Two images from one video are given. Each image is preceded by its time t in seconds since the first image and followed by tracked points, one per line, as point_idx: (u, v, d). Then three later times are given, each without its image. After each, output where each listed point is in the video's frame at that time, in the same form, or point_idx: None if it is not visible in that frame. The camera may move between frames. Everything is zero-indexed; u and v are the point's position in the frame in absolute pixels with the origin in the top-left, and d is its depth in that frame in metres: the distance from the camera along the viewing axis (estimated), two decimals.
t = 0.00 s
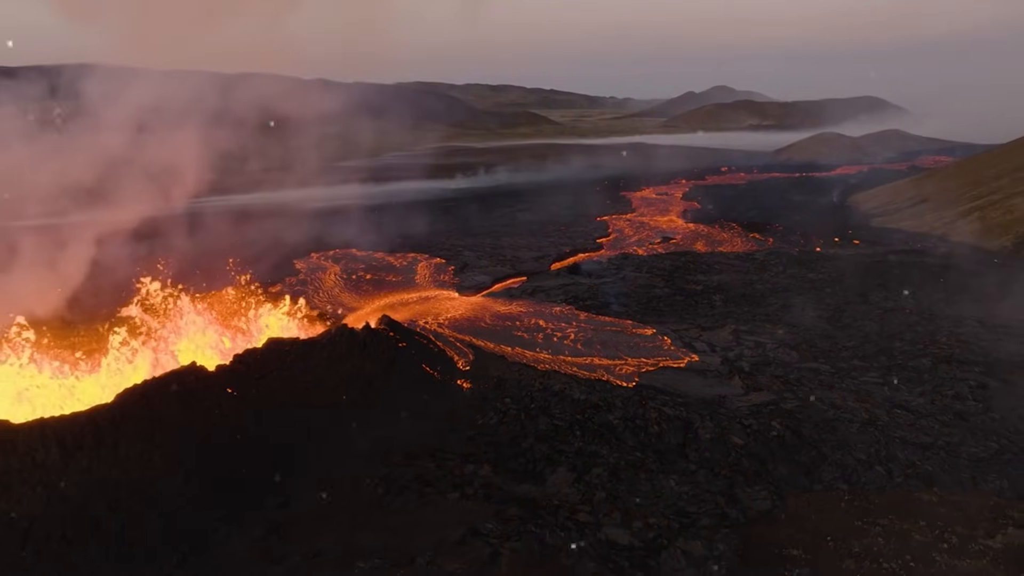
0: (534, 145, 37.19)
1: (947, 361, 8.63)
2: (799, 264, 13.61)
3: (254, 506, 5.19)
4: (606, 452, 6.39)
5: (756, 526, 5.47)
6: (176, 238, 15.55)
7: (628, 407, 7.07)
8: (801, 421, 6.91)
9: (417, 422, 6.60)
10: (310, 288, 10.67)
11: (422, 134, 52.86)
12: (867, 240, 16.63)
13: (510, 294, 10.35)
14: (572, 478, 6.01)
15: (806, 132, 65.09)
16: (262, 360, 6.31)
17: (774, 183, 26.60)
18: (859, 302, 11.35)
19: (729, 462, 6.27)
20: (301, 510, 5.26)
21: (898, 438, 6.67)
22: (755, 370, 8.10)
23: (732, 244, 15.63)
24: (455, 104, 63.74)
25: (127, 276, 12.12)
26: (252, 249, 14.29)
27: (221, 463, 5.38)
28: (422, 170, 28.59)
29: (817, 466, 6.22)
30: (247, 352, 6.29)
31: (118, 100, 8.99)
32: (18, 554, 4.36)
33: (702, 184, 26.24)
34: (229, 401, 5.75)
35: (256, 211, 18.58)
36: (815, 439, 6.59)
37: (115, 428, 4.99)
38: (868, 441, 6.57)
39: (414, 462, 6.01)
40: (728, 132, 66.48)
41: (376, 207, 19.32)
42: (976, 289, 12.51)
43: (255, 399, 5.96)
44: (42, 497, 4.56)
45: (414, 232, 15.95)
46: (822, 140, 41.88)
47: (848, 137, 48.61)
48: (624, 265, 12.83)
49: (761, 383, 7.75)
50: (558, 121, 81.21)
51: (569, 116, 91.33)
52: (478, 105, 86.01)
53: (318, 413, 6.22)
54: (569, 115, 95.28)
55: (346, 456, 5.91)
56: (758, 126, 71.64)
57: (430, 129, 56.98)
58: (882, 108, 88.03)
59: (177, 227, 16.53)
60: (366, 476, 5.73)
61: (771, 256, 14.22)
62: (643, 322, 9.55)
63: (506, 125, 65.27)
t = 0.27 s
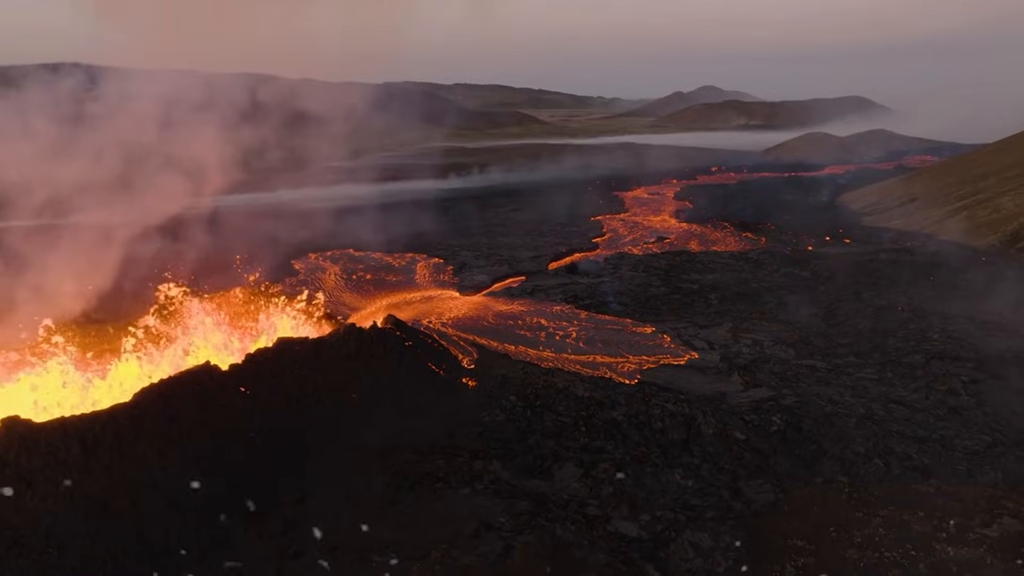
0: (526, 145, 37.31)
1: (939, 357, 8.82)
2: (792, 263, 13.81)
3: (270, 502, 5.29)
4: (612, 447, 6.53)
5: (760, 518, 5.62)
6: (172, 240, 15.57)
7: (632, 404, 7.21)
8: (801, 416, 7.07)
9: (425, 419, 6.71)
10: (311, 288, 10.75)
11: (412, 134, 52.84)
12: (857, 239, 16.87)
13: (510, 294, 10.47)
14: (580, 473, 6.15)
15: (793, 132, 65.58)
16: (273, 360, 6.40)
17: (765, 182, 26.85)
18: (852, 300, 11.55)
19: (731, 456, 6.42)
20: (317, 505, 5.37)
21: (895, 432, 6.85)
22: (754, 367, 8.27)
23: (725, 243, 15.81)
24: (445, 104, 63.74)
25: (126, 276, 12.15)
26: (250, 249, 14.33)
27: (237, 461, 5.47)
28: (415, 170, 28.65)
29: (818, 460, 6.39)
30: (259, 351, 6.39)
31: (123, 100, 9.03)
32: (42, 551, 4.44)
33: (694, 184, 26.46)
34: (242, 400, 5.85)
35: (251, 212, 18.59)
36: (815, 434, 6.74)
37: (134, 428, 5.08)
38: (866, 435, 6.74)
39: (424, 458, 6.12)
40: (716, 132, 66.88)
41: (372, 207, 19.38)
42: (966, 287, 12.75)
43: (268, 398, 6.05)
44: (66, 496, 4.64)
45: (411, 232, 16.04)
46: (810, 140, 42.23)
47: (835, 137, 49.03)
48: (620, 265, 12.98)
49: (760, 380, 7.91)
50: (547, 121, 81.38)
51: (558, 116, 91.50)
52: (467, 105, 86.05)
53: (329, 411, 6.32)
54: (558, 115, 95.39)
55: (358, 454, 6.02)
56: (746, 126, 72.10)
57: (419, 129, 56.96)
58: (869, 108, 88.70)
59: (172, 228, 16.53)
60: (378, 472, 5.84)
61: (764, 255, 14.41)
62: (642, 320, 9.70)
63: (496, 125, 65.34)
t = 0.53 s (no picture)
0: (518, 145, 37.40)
1: (933, 354, 9.00)
2: (786, 262, 13.98)
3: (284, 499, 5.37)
4: (617, 444, 6.64)
5: (764, 511, 5.74)
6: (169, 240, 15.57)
7: (635, 401, 7.33)
8: (801, 412, 7.21)
9: (433, 417, 6.79)
10: (312, 288, 10.80)
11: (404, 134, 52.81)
12: (850, 238, 17.06)
13: (511, 293, 10.56)
14: (587, 469, 6.25)
15: (783, 131, 66.00)
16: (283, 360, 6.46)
17: (756, 182, 27.07)
18: (847, 298, 11.72)
19: (734, 452, 6.55)
20: (330, 502, 5.45)
21: (893, 427, 6.99)
22: (753, 364, 8.40)
23: (720, 243, 15.96)
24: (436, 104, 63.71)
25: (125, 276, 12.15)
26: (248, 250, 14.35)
27: (250, 459, 5.55)
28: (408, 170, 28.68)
29: (818, 455, 6.52)
30: (268, 351, 6.45)
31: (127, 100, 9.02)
32: (63, 549, 4.49)
33: (686, 183, 26.63)
34: (254, 399, 5.92)
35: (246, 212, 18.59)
36: (815, 430, 6.88)
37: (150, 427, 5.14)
38: (865, 430, 6.88)
39: (433, 455, 6.21)
40: (706, 132, 67.21)
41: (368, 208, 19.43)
42: (957, 285, 12.96)
43: (278, 397, 6.12)
44: (85, 494, 4.69)
45: (408, 232, 16.09)
46: (800, 140, 42.55)
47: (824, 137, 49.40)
48: (618, 264, 13.10)
49: (760, 377, 8.04)
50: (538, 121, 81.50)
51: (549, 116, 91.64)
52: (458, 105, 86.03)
53: (338, 410, 6.40)
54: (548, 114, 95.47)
55: (368, 452, 6.10)
56: (736, 126, 72.49)
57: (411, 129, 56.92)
58: (856, 108, 89.32)
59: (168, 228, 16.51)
60: (389, 470, 5.92)
61: (759, 254, 14.57)
62: (642, 319, 9.82)
63: (487, 125, 65.39)
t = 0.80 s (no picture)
0: (510, 145, 37.48)
1: (927, 350, 9.18)
2: (780, 261, 14.16)
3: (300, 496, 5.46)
4: (623, 440, 6.77)
5: (768, 504, 5.89)
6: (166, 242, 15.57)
7: (638, 398, 7.46)
8: (800, 407, 7.37)
9: (441, 415, 6.90)
10: (313, 288, 10.87)
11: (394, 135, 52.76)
12: (841, 237, 17.28)
13: (511, 293, 10.67)
14: (594, 464, 6.38)
15: (771, 131, 66.42)
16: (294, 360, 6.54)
17: (747, 181, 27.29)
18: (841, 296, 11.91)
19: (737, 447, 6.69)
20: (345, 499, 5.54)
21: (892, 422, 7.15)
22: (752, 361, 8.56)
23: (714, 243, 16.13)
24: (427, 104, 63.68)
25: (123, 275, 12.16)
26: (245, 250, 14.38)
27: (266, 457, 5.63)
28: (401, 170, 28.71)
29: (819, 449, 6.67)
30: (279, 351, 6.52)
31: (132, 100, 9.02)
32: (87, 545, 4.57)
33: (678, 183, 26.83)
34: (266, 398, 5.99)
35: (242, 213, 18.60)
36: (815, 425, 7.03)
37: (169, 426, 5.22)
38: (863, 426, 7.04)
39: (443, 452, 6.32)
40: (695, 132, 67.53)
41: (363, 209, 19.47)
42: (948, 283, 13.18)
43: (291, 396, 6.20)
44: (107, 491, 4.77)
45: (405, 233, 16.16)
46: (789, 140, 42.88)
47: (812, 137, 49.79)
48: (615, 264, 13.24)
49: (759, 374, 8.20)
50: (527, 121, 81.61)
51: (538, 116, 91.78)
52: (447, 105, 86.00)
53: (350, 408, 6.49)
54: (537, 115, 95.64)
55: (380, 450, 6.19)
56: (725, 126, 72.89)
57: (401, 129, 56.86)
58: (844, 108, 89.94)
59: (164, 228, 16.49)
60: (401, 467, 6.03)
61: (753, 253, 14.74)
62: (642, 318, 9.95)
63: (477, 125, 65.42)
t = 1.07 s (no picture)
0: (502, 145, 37.55)
1: (922, 348, 9.35)
2: (776, 260, 14.32)
3: (313, 494, 5.54)
4: (627, 437, 6.88)
5: (772, 498, 6.01)
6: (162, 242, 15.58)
7: (640, 396, 7.57)
8: (800, 404, 7.50)
9: (447, 413, 6.98)
10: (314, 288, 10.92)
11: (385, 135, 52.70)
12: (834, 236, 17.47)
13: (512, 293, 10.77)
14: (599, 461, 6.49)
15: (761, 132, 66.81)
16: (304, 360, 6.62)
17: (739, 181, 27.49)
18: (835, 295, 12.08)
19: (739, 443, 6.81)
20: (357, 496, 5.62)
21: (889, 418, 7.30)
22: (751, 359, 8.69)
23: (709, 242, 16.28)
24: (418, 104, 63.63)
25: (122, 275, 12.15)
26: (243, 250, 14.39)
27: (277, 455, 5.71)
28: (394, 170, 28.73)
29: (819, 445, 6.81)
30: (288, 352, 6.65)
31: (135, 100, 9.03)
32: (107, 543, 4.64)
33: (671, 183, 27.00)
34: (276, 398, 6.07)
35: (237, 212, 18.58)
36: (815, 421, 7.17)
37: (184, 425, 5.29)
38: (862, 421, 7.18)
39: (451, 450, 6.41)
40: (686, 131, 67.82)
41: (359, 209, 19.51)
42: (940, 282, 13.39)
43: (301, 395, 6.28)
44: (125, 490, 4.84)
45: (402, 233, 16.22)
46: (779, 139, 43.19)
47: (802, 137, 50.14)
48: (612, 263, 13.36)
49: (759, 371, 8.34)
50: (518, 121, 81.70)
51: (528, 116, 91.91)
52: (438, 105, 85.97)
53: (358, 407, 6.56)
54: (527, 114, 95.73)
55: (389, 448, 6.27)
56: (715, 126, 73.25)
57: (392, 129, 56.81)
58: (834, 109, 90.48)
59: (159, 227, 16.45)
60: (410, 464, 6.11)
61: (748, 253, 14.90)
62: (641, 317, 10.07)
63: (468, 125, 65.44)
